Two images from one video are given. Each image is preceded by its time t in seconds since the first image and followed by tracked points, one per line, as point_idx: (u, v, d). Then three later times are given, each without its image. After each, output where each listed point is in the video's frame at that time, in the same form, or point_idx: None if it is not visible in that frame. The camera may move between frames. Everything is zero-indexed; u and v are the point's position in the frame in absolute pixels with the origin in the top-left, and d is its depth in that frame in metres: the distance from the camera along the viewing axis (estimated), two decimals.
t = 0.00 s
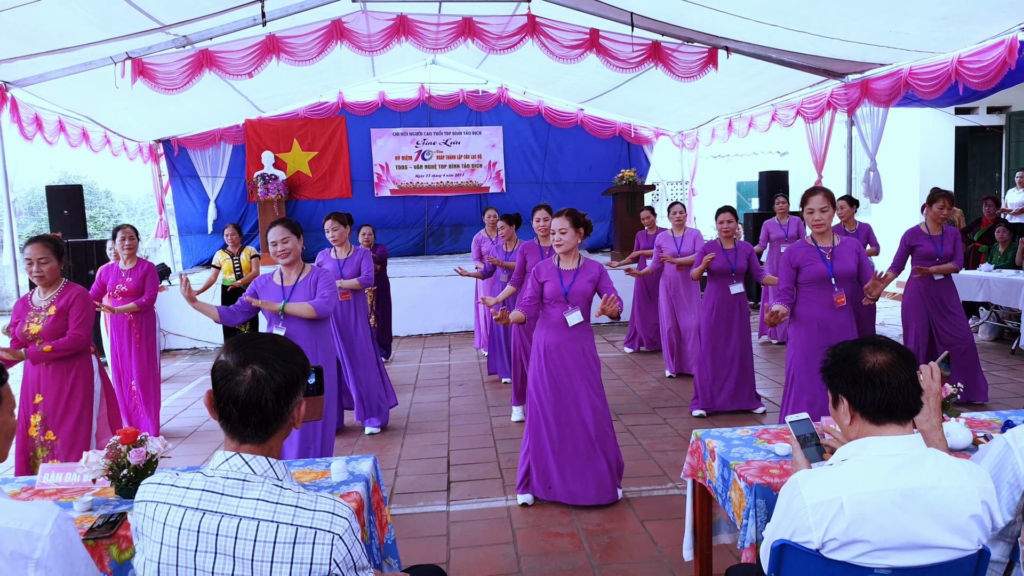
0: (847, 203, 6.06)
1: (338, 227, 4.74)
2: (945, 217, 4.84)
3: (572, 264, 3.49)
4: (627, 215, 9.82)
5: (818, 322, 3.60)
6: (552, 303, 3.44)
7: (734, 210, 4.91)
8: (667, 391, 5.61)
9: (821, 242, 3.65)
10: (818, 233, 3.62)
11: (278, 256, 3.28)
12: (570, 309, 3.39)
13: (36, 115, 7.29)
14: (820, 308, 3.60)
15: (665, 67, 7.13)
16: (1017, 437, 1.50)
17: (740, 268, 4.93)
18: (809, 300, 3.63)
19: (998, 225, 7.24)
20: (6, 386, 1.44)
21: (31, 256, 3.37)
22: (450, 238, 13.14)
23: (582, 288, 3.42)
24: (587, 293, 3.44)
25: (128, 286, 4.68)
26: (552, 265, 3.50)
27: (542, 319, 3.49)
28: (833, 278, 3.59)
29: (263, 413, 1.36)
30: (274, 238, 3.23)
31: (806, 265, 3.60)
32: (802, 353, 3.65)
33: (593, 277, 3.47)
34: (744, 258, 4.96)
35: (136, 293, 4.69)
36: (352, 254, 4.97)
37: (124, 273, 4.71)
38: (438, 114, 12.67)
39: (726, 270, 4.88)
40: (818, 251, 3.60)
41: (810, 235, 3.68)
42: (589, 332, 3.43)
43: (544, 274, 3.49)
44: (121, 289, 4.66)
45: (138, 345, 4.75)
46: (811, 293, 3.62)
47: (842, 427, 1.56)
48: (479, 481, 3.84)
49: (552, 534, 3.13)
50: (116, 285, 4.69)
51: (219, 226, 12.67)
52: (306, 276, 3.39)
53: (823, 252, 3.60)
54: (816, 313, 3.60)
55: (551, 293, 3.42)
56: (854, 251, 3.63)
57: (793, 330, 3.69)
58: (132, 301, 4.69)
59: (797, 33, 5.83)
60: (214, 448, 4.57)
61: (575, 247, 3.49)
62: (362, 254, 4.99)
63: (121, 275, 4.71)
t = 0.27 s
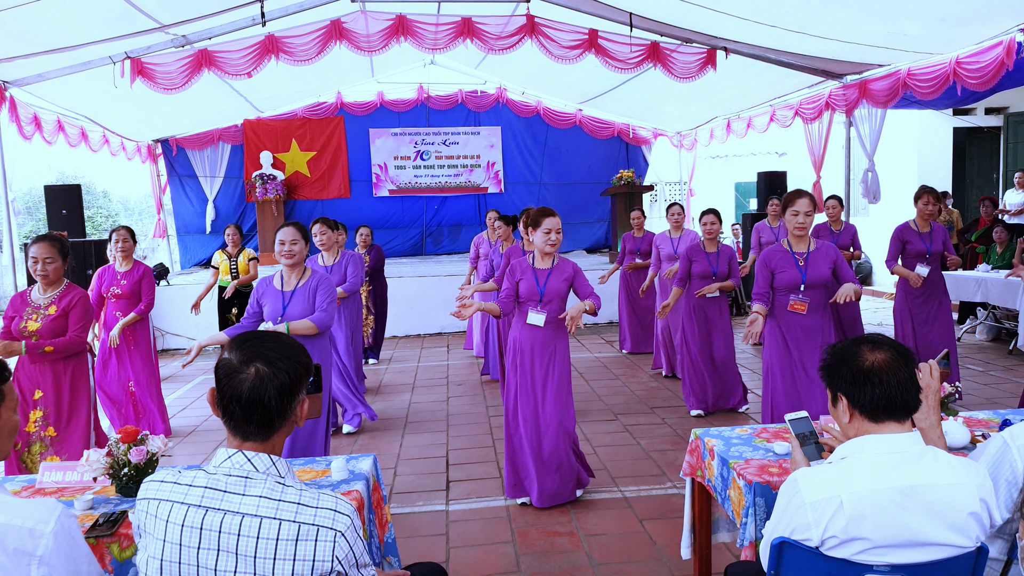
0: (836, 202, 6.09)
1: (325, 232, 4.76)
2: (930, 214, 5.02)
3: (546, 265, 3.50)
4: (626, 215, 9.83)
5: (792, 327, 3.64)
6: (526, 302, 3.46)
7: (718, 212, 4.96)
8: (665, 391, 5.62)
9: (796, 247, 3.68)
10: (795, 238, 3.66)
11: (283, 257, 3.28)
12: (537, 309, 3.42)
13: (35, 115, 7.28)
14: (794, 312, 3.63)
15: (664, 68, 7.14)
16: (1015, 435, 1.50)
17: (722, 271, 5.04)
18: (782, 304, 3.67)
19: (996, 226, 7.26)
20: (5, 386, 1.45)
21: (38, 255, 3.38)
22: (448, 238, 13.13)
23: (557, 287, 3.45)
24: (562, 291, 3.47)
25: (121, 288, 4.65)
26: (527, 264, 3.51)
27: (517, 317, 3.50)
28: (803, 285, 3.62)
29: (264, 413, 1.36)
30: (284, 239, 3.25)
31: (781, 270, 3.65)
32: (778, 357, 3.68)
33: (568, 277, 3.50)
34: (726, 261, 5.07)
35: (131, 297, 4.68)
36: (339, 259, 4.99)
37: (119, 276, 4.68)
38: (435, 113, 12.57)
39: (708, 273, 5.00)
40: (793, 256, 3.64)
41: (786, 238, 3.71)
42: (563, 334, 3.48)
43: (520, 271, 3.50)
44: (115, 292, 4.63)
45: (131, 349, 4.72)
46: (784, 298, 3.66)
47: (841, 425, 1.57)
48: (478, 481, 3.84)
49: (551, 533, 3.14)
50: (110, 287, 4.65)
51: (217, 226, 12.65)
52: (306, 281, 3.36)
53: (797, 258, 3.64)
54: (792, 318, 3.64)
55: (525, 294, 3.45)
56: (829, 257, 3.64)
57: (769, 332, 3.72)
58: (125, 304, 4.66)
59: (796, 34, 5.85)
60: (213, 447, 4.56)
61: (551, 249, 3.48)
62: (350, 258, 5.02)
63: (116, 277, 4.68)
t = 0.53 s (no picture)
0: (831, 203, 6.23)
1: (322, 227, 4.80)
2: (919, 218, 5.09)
3: (533, 265, 3.53)
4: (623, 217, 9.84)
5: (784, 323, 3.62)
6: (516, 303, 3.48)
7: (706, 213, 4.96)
8: (664, 392, 5.63)
9: (787, 245, 3.69)
10: (785, 235, 3.67)
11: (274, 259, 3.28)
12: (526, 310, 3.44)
13: (33, 117, 7.27)
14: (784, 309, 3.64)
15: (662, 70, 7.17)
16: (1010, 435, 1.52)
17: (711, 272, 5.07)
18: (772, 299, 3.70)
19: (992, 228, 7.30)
20: (12, 387, 1.47)
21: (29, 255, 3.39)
22: (446, 240, 13.13)
23: (545, 286, 3.48)
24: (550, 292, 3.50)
25: (103, 290, 4.68)
26: (513, 265, 3.53)
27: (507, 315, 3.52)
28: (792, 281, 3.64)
29: (269, 416, 1.38)
30: (275, 240, 3.26)
31: (771, 266, 3.67)
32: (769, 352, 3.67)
33: (555, 276, 3.53)
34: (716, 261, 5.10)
35: (113, 298, 4.71)
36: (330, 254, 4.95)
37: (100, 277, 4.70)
38: (434, 115, 12.65)
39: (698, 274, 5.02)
40: (782, 253, 3.66)
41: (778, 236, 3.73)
42: (557, 329, 3.48)
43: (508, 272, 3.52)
44: (96, 294, 4.66)
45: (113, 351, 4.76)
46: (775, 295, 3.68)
47: (838, 426, 1.59)
48: (477, 482, 3.85)
49: (550, 533, 3.16)
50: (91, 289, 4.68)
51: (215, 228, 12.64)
52: (295, 282, 3.37)
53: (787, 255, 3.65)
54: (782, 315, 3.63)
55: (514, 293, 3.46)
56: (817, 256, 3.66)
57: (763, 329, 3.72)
58: (106, 305, 4.70)
59: (793, 36, 5.87)
60: (213, 449, 4.57)
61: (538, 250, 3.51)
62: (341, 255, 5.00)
63: (97, 279, 4.70)
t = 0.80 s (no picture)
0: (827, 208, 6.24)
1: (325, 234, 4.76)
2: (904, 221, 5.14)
3: (526, 272, 3.49)
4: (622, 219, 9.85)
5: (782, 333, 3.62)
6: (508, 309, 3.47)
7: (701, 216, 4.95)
8: (662, 394, 5.64)
9: (781, 253, 3.71)
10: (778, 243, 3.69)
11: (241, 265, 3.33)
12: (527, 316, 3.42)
13: (32, 119, 7.27)
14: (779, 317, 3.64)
15: (659, 72, 7.19)
16: (1004, 436, 1.54)
17: (705, 276, 5.06)
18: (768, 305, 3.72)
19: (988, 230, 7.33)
20: (12, 390, 1.50)
21: None
22: (445, 242, 13.13)
23: (538, 294, 3.47)
24: (541, 299, 3.49)
25: (81, 295, 4.73)
26: (507, 272, 3.48)
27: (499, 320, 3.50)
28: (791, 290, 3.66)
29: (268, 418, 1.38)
30: (242, 246, 3.33)
31: (765, 274, 3.68)
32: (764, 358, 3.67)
33: (548, 285, 3.51)
34: (711, 266, 5.09)
35: (91, 304, 4.77)
36: (329, 262, 4.95)
37: (79, 283, 4.74)
38: (432, 117, 12.69)
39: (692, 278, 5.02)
40: (777, 263, 3.67)
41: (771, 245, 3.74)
42: (553, 331, 3.47)
43: (501, 279, 3.47)
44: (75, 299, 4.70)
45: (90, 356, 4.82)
46: (772, 304, 3.70)
47: (834, 427, 1.59)
48: (475, 483, 3.86)
49: (548, 534, 3.17)
50: (70, 295, 4.72)
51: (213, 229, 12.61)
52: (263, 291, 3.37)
53: (782, 264, 3.67)
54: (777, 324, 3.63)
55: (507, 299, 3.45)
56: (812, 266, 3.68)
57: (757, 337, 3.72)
58: (84, 310, 4.76)
59: (791, 39, 5.89)
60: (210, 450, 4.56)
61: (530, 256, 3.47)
62: (340, 263, 4.99)
63: (75, 284, 4.74)
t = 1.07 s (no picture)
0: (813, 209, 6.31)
1: (320, 235, 4.75)
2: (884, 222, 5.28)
3: (512, 270, 3.52)
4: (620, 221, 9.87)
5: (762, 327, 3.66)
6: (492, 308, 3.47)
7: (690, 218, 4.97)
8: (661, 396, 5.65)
9: (762, 249, 3.76)
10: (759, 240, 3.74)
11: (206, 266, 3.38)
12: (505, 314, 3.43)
13: (32, 123, 7.28)
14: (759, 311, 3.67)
15: (657, 75, 7.21)
16: (999, 437, 1.54)
17: (698, 276, 5.03)
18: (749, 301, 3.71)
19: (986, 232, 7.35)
20: (19, 393, 1.52)
21: None
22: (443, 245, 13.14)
23: (523, 292, 3.46)
24: (525, 298, 3.47)
25: (72, 295, 4.76)
26: (492, 269, 3.51)
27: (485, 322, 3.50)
28: (773, 283, 3.67)
29: (275, 421, 1.40)
30: (204, 248, 3.34)
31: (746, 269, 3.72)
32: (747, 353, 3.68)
33: (534, 283, 3.51)
34: (702, 266, 5.07)
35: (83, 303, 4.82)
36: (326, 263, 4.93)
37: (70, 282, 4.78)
38: (430, 122, 12.71)
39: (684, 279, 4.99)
40: (758, 257, 3.72)
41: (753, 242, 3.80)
42: (533, 336, 3.49)
43: (486, 276, 3.50)
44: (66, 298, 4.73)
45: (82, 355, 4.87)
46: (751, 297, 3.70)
47: (830, 429, 1.61)
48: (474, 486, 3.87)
49: (548, 536, 3.17)
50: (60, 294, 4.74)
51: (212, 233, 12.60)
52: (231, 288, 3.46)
53: (762, 258, 3.72)
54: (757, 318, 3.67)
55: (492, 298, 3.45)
56: (794, 261, 3.70)
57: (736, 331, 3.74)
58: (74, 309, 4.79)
59: (788, 42, 5.92)
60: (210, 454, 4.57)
61: (516, 253, 3.50)
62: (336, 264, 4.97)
63: (66, 283, 4.77)
